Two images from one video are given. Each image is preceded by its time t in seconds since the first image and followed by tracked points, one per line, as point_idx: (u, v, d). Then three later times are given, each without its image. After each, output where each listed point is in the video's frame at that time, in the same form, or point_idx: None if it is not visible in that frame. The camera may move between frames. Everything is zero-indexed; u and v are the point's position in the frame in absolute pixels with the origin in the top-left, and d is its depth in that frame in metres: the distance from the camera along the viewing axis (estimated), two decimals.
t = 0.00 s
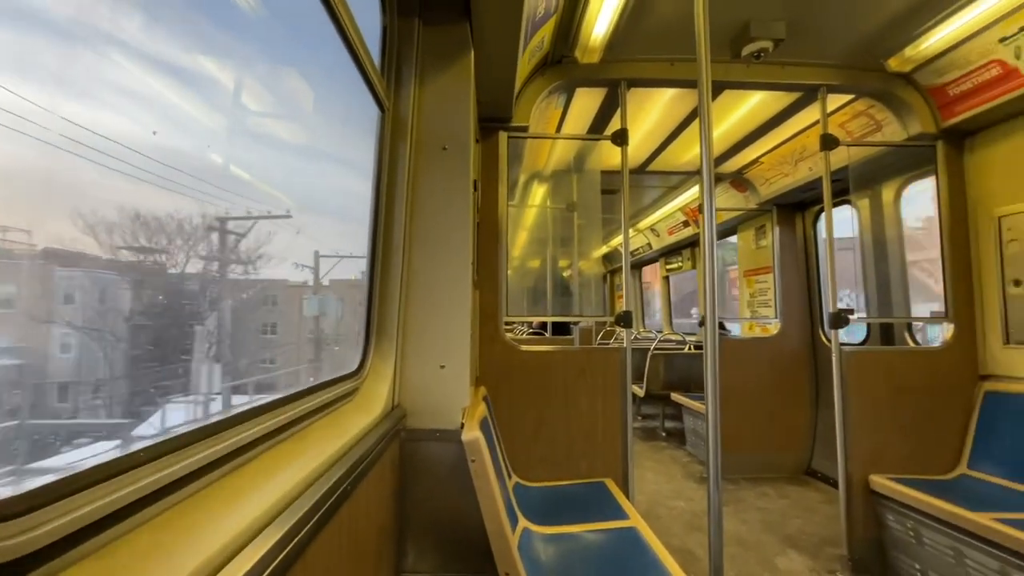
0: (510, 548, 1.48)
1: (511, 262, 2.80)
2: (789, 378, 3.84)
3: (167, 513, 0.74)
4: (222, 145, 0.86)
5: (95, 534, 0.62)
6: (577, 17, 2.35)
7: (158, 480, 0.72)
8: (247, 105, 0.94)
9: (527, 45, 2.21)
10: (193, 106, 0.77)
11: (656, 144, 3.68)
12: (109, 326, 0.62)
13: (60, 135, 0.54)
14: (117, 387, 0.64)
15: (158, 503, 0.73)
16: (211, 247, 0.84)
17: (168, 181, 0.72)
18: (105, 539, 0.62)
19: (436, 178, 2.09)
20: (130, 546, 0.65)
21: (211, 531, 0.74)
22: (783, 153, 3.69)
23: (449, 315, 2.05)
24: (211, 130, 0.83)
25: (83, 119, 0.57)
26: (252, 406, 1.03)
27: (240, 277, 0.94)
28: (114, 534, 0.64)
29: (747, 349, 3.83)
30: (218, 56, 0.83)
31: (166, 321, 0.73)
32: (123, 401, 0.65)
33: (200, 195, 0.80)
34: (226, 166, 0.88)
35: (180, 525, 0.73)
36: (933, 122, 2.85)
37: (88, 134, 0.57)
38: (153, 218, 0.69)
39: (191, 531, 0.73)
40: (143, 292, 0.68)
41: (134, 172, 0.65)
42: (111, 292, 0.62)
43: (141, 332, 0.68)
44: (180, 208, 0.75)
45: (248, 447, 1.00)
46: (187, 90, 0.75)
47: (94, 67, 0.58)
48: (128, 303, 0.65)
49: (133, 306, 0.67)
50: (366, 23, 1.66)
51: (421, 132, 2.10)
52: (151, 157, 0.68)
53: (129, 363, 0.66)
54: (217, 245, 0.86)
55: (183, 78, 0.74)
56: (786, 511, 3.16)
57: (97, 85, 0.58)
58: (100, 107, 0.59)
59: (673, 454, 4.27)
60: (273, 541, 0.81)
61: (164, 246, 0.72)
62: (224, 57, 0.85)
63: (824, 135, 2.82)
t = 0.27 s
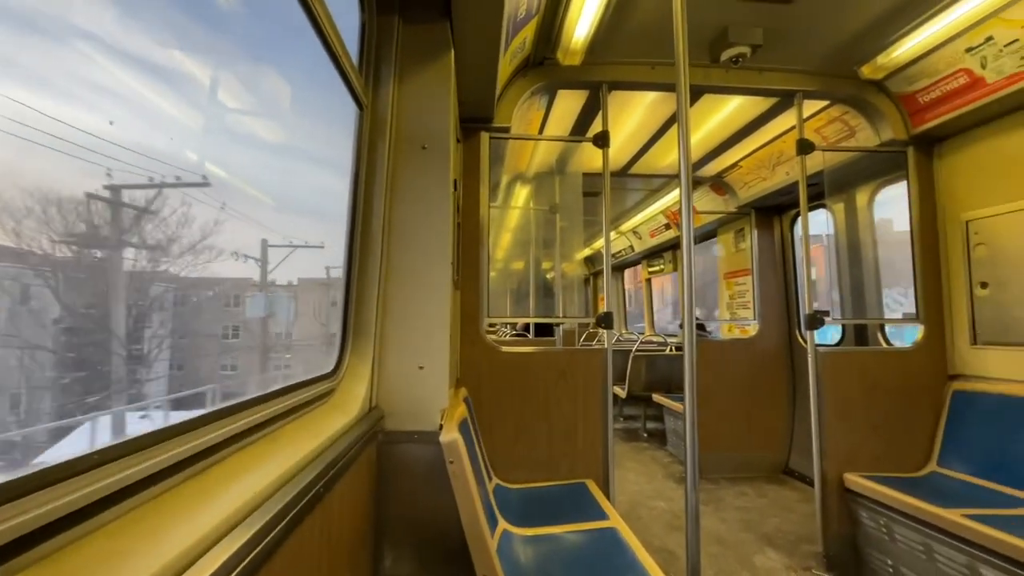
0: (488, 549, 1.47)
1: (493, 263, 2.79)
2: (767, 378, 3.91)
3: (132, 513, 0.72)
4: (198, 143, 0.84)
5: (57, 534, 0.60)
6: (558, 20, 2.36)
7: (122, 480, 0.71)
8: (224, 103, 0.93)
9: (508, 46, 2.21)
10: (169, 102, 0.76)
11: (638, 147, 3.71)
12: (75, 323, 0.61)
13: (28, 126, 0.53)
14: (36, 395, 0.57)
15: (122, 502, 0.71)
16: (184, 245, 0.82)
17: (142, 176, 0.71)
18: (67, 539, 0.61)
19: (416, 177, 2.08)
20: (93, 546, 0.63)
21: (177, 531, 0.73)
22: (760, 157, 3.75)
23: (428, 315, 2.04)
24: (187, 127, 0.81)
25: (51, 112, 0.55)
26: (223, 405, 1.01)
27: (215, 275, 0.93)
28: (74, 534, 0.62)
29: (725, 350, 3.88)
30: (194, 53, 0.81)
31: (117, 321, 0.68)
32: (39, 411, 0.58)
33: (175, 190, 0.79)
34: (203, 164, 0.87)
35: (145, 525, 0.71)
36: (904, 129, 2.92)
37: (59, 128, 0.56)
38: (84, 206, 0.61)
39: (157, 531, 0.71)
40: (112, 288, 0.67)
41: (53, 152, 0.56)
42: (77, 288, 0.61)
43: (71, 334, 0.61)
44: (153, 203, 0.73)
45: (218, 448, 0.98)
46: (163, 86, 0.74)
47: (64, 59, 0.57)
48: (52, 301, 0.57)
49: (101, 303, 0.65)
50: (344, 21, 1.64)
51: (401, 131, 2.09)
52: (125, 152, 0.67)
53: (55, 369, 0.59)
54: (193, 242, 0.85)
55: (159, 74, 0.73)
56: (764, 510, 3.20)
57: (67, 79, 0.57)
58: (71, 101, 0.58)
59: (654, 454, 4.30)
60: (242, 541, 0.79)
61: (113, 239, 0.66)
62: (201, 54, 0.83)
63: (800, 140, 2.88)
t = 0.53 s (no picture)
0: (470, 555, 1.45)
1: (479, 266, 2.78)
2: (750, 381, 3.94)
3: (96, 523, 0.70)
4: (178, 143, 0.82)
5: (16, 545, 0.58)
6: (544, 23, 2.36)
7: (87, 488, 0.69)
8: (205, 102, 0.91)
9: (493, 48, 2.20)
10: (147, 99, 0.74)
11: (623, 151, 3.73)
12: (38, 325, 0.59)
13: None
14: None
15: (85, 512, 0.69)
16: (159, 247, 0.81)
17: (117, 175, 0.69)
18: (27, 550, 0.59)
19: (399, 179, 2.06)
20: (53, 558, 0.61)
21: (144, 538, 0.71)
22: (744, 162, 3.80)
23: (410, 319, 2.02)
24: (166, 126, 0.79)
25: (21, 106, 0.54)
26: (197, 410, 0.99)
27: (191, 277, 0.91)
28: (33, 545, 0.60)
29: (710, 353, 3.92)
30: (174, 50, 0.80)
31: (81, 324, 0.66)
32: None
33: (152, 190, 0.77)
34: (183, 163, 0.85)
35: (109, 535, 0.69)
36: (882, 136, 2.98)
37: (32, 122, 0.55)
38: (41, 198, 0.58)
39: (124, 540, 0.69)
40: (80, 289, 0.65)
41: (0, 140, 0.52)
42: (43, 289, 0.60)
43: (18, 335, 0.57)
44: (129, 203, 0.72)
45: (189, 455, 0.96)
46: (141, 83, 0.73)
47: (37, 53, 0.56)
48: None
49: (69, 303, 0.64)
50: (325, 20, 1.62)
51: (384, 133, 2.07)
52: (99, 149, 0.65)
53: None
54: (170, 244, 0.83)
55: (137, 70, 0.72)
56: (748, 511, 3.23)
57: (41, 74, 0.56)
58: (43, 96, 0.57)
59: (640, 457, 4.32)
60: (214, 548, 0.77)
61: (76, 238, 0.64)
62: (181, 51, 0.82)
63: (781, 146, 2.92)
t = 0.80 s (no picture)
0: (463, 556, 1.46)
1: (471, 267, 2.78)
2: (741, 381, 3.98)
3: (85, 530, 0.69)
4: (169, 143, 0.82)
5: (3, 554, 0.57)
6: (536, 26, 2.37)
7: (79, 492, 0.69)
8: (196, 102, 0.90)
9: (486, 51, 2.21)
10: (137, 98, 0.74)
11: (615, 153, 3.75)
12: (23, 330, 0.58)
13: None
14: None
15: (73, 520, 0.68)
16: (153, 250, 0.81)
17: (109, 176, 0.69)
18: (14, 557, 0.58)
19: (392, 181, 2.06)
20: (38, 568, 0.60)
21: (135, 545, 0.70)
22: (734, 165, 3.83)
23: (404, 320, 2.02)
24: (157, 126, 0.79)
25: (5, 105, 0.53)
26: (189, 412, 0.99)
27: (183, 279, 0.91)
28: (26, 550, 0.60)
29: (700, 354, 3.95)
30: (165, 49, 0.80)
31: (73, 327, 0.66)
32: None
33: (143, 189, 0.76)
34: (173, 164, 0.84)
35: (97, 543, 0.68)
36: (870, 140, 3.02)
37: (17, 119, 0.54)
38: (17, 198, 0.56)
39: (112, 548, 0.68)
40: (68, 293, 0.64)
41: None
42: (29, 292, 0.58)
43: None
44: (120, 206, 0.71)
45: (182, 458, 0.96)
46: (130, 82, 0.72)
47: (23, 51, 0.55)
48: None
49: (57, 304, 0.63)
50: (318, 20, 1.62)
51: (377, 134, 2.07)
52: (87, 146, 0.65)
53: None
54: (163, 246, 0.83)
55: (126, 68, 0.71)
56: (739, 511, 3.25)
57: (27, 71, 0.56)
58: (35, 97, 0.57)
59: (631, 458, 4.34)
60: (207, 552, 0.76)
61: (68, 239, 0.63)
62: (172, 50, 0.82)
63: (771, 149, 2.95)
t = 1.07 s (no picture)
0: (458, 558, 1.46)
1: (466, 268, 2.78)
2: (735, 381, 4.00)
3: (79, 536, 0.69)
4: (163, 144, 0.82)
5: None
6: (531, 28, 2.38)
7: (75, 497, 0.69)
8: (189, 104, 0.90)
9: (481, 53, 2.21)
10: (129, 99, 0.73)
11: (610, 154, 3.76)
12: (13, 335, 0.58)
13: None
14: None
15: (68, 525, 0.68)
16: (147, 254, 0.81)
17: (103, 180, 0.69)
18: (11, 563, 0.58)
19: (387, 183, 2.06)
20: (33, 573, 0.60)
21: (131, 550, 0.70)
22: (727, 166, 3.86)
23: (399, 322, 2.02)
24: (151, 128, 0.79)
25: None
26: (185, 416, 0.99)
27: (176, 283, 0.91)
28: (23, 556, 0.60)
29: (695, 354, 3.97)
30: (158, 49, 0.80)
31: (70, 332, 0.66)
32: None
33: (134, 192, 0.76)
34: (166, 164, 0.84)
35: (94, 548, 0.68)
36: (861, 142, 3.04)
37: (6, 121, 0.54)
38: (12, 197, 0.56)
39: (108, 553, 0.68)
40: (61, 296, 0.64)
41: None
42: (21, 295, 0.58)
43: None
44: (109, 209, 0.71)
45: (178, 461, 0.96)
46: (122, 83, 0.72)
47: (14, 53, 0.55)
48: None
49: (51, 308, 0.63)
50: (312, 23, 1.62)
51: (372, 136, 2.07)
52: (77, 148, 0.64)
53: None
54: (154, 250, 0.83)
55: (119, 69, 0.71)
56: (733, 511, 3.27)
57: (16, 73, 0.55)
58: (29, 102, 0.57)
59: (626, 458, 4.35)
60: (203, 557, 0.76)
61: (65, 244, 0.64)
62: (165, 50, 0.82)
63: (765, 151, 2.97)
